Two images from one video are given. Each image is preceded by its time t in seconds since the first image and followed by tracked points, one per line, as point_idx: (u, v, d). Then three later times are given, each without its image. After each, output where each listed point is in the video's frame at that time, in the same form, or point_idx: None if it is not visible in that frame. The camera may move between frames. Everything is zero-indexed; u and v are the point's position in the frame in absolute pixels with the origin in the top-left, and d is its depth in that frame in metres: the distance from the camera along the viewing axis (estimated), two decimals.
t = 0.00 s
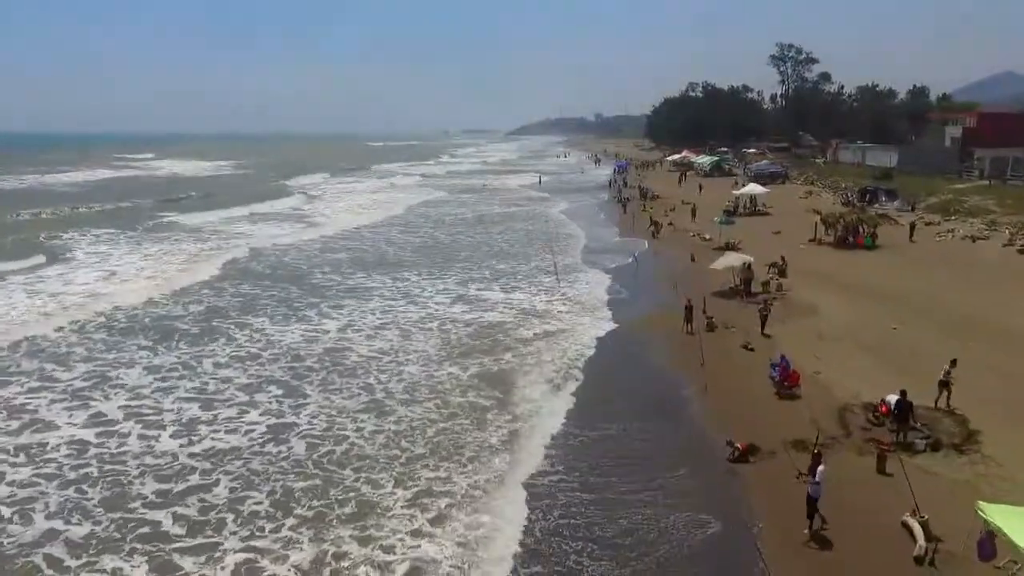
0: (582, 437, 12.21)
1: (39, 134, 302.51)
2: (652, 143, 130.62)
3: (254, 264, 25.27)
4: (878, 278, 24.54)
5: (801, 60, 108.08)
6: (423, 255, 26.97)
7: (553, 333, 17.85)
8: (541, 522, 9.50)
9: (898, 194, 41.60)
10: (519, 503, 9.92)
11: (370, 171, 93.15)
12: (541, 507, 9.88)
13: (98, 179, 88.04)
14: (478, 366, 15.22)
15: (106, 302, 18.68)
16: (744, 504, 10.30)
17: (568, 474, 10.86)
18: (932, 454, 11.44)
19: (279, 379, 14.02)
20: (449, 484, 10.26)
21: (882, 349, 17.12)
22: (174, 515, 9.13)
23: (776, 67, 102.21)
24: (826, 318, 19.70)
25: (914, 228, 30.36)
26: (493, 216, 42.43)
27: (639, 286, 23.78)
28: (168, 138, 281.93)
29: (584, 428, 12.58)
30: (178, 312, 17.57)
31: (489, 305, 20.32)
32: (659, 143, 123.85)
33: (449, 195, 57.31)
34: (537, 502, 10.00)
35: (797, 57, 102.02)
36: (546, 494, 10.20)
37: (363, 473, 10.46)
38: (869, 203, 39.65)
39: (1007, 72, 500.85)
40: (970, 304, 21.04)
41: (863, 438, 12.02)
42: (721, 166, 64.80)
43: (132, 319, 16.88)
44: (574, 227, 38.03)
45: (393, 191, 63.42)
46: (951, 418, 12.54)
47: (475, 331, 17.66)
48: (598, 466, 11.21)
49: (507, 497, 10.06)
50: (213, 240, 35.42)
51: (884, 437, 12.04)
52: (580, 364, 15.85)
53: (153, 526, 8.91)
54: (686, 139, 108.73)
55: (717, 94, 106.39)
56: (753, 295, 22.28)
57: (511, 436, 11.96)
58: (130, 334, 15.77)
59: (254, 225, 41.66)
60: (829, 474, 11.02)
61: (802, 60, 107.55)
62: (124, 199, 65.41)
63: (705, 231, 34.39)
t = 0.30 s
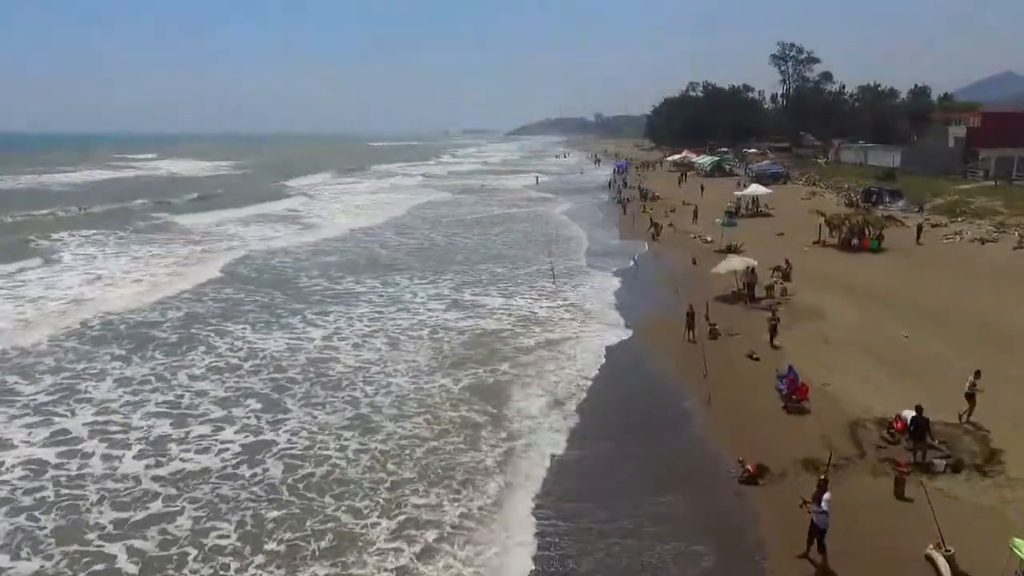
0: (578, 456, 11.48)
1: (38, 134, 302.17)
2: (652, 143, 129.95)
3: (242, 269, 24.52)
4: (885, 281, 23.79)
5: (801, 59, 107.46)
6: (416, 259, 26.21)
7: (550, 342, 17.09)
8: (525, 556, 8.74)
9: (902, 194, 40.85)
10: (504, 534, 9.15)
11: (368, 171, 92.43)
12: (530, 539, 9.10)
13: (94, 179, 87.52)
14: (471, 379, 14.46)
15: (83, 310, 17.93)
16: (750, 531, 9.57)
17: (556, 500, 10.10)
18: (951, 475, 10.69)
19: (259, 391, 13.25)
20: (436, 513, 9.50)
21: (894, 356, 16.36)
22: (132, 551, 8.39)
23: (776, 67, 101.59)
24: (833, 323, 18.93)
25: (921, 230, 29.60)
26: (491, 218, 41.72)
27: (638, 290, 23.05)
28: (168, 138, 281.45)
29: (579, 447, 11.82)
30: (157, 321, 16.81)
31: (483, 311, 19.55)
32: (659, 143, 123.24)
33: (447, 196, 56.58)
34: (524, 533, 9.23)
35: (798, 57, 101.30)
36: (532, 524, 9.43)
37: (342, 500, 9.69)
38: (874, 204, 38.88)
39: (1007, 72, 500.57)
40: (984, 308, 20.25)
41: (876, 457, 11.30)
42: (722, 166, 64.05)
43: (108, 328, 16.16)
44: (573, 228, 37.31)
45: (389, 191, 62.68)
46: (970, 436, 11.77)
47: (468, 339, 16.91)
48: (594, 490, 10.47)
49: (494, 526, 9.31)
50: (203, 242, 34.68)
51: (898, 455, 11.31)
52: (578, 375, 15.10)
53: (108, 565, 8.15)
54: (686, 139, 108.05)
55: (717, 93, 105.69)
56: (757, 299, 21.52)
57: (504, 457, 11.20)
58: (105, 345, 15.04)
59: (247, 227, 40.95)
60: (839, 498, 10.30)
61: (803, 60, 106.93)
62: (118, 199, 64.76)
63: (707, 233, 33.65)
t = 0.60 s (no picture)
0: (574, 485, 10.65)
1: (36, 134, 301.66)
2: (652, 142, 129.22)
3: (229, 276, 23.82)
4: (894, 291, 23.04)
5: (802, 59, 106.82)
6: (409, 263, 25.45)
7: (547, 354, 16.31)
8: None
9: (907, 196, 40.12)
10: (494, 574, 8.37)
11: (366, 172, 91.68)
12: None
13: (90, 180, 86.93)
14: (462, 396, 13.70)
15: (58, 321, 17.19)
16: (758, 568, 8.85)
17: (550, 534, 9.32)
18: (976, 503, 9.92)
19: (236, 407, 12.47)
20: (420, 551, 8.71)
21: (908, 370, 15.58)
22: None
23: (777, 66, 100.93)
24: (844, 335, 18.09)
25: (928, 234, 28.84)
26: (487, 221, 40.97)
27: (638, 298, 22.31)
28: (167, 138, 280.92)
29: (576, 471, 11.05)
30: (133, 333, 16.04)
31: (477, 320, 18.80)
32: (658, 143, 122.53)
33: (443, 197, 55.84)
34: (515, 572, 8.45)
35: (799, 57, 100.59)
36: (525, 562, 8.65)
37: (318, 536, 8.91)
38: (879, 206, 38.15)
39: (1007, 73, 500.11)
40: (999, 319, 19.40)
41: (894, 482, 10.55)
42: (722, 167, 63.28)
43: (81, 339, 15.42)
44: (571, 231, 36.57)
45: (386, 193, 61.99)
46: (993, 459, 10.97)
47: (460, 350, 16.14)
48: (590, 522, 9.73)
49: (483, 565, 8.53)
50: (193, 245, 33.93)
51: (918, 480, 10.55)
52: (576, 390, 14.34)
53: None
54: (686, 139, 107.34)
55: (718, 93, 104.99)
56: (763, 309, 20.71)
57: (497, 483, 10.43)
58: (75, 359, 14.29)
59: (239, 228, 40.25)
60: (855, 530, 9.55)
61: (804, 59, 106.25)
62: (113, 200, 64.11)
63: (708, 236, 32.90)
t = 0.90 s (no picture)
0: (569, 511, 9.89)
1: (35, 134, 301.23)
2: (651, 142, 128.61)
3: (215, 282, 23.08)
4: (903, 296, 22.23)
5: (803, 59, 106.20)
6: (401, 268, 24.70)
7: (543, 366, 15.52)
8: None
9: (912, 198, 39.36)
10: None
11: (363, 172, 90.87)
12: None
13: (86, 180, 86.31)
14: (451, 413, 12.92)
15: (29, 331, 16.42)
16: None
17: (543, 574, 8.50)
18: (1004, 536, 9.11)
19: (207, 426, 11.68)
20: None
21: (920, 382, 14.78)
22: None
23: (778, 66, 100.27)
24: (853, 344, 17.26)
25: (936, 237, 28.02)
26: (484, 223, 40.22)
27: (637, 305, 21.54)
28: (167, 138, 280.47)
29: (573, 499, 10.21)
30: (105, 343, 15.27)
31: (469, 329, 18.03)
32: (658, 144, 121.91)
33: (440, 198, 55.07)
34: None
35: (800, 57, 99.83)
36: None
37: None
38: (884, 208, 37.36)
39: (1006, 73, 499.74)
40: (1014, 327, 18.55)
41: (914, 511, 9.76)
42: (723, 167, 62.49)
43: (49, 352, 14.65)
44: (568, 234, 35.78)
45: (382, 194, 61.26)
46: (1020, 486, 10.18)
47: (450, 363, 15.37)
48: (586, 557, 8.98)
49: None
50: (183, 246, 33.19)
51: (939, 510, 9.76)
52: (573, 406, 13.55)
53: None
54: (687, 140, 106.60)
55: (719, 93, 104.21)
56: (767, 317, 19.88)
57: (486, 514, 9.63)
58: (41, 373, 13.51)
59: (231, 230, 39.54)
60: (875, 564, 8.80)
61: (804, 59, 105.64)
62: (107, 201, 63.45)
63: (710, 239, 32.10)
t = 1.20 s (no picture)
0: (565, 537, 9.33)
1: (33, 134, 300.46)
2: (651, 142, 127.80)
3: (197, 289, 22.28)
4: (912, 303, 21.39)
5: (803, 59, 105.45)
6: (393, 273, 23.89)
7: (539, 380, 14.70)
8: None
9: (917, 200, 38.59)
10: None
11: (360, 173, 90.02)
12: None
13: (79, 180, 85.49)
14: (438, 433, 12.10)
15: None
16: None
17: None
18: None
19: (173, 449, 10.85)
20: None
21: (937, 397, 13.98)
22: None
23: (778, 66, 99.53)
24: (862, 356, 16.42)
25: (945, 240, 27.19)
26: (481, 225, 39.41)
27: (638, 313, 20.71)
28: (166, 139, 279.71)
29: (571, 534, 9.39)
30: (72, 356, 14.45)
31: (460, 340, 17.22)
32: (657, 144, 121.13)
33: (437, 200, 54.25)
34: None
35: (801, 56, 99.05)
36: None
37: None
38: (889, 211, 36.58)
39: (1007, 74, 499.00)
40: None
41: (937, 547, 8.97)
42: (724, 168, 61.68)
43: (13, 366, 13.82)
44: (567, 236, 34.96)
45: (377, 195, 60.47)
46: None
47: (440, 377, 14.56)
48: None
49: None
50: (170, 249, 32.37)
51: (963, 544, 8.97)
52: (569, 425, 12.74)
53: None
54: (686, 140, 105.91)
55: (719, 93, 103.38)
56: (773, 327, 19.02)
57: (473, 551, 8.83)
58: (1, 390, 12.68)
59: (221, 232, 38.75)
60: None
61: (805, 59, 104.88)
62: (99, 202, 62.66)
63: (711, 242, 31.26)
